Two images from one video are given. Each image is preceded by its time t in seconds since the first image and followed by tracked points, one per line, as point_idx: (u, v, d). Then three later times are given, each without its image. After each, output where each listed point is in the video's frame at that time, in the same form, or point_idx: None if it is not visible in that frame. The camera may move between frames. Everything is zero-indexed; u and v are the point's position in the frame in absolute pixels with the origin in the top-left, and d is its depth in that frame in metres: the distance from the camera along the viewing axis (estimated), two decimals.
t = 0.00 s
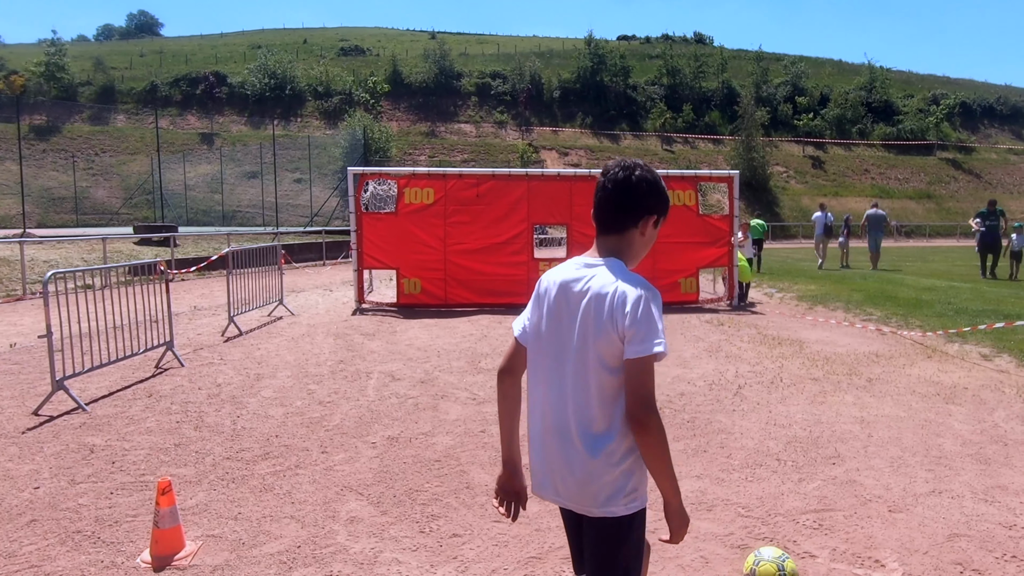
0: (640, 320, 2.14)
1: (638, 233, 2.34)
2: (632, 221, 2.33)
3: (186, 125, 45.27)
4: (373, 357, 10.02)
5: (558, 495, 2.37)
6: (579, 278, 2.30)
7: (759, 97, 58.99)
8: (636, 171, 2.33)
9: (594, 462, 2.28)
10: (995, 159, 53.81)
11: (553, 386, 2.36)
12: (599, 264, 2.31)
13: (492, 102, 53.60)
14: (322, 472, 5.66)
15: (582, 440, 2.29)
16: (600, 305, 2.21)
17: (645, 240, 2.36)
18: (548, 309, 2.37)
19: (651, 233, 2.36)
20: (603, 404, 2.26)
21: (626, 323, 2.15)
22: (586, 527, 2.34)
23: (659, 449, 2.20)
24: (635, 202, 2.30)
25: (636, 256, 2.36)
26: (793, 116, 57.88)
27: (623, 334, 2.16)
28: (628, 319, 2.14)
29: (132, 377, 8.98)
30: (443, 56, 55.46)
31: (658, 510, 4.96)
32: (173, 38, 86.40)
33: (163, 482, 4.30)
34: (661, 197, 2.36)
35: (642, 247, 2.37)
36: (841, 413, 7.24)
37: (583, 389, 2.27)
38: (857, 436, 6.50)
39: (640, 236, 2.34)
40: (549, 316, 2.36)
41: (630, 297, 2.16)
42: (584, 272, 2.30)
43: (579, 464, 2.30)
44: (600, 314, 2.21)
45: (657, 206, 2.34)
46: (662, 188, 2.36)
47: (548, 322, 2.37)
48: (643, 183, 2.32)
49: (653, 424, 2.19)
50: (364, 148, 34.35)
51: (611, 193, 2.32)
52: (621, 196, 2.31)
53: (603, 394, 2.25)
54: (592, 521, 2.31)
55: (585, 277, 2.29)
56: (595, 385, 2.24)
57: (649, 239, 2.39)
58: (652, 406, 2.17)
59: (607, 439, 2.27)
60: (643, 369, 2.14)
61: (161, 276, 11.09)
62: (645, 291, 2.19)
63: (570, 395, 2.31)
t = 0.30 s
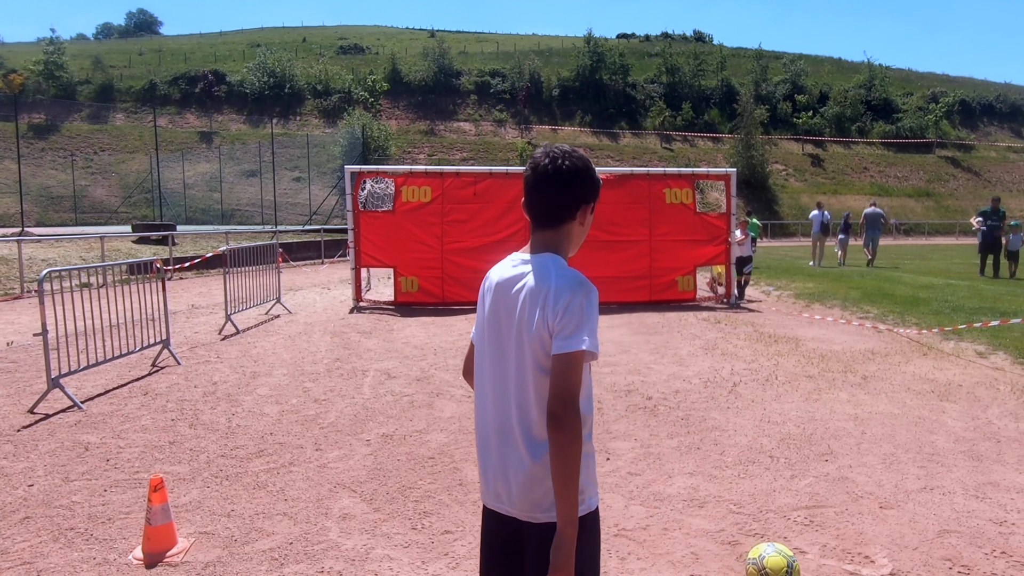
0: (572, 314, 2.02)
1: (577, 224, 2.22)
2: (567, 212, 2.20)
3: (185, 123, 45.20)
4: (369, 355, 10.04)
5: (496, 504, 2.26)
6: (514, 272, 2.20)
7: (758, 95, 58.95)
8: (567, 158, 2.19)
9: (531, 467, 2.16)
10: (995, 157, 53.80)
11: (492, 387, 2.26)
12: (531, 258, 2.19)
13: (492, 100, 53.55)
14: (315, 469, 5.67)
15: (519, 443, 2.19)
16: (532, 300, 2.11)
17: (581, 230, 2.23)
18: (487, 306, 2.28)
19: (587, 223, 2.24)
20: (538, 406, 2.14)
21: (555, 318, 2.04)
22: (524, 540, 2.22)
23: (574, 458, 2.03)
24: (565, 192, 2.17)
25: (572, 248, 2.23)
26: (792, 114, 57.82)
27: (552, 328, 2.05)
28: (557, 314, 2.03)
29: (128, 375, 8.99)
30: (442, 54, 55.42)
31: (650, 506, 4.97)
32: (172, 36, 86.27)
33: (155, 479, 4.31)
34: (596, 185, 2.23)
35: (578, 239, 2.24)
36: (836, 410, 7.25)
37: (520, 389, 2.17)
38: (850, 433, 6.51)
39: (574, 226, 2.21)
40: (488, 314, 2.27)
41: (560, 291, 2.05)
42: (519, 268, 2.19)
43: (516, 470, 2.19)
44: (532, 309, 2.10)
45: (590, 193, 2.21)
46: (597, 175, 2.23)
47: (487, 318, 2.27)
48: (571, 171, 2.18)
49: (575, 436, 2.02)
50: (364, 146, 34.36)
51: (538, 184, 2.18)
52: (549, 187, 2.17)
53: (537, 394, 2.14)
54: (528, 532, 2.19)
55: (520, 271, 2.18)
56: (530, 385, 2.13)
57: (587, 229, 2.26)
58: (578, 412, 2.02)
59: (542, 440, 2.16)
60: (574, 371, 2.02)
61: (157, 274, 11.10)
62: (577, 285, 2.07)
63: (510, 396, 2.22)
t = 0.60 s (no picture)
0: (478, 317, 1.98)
1: (474, 225, 2.18)
2: (464, 214, 2.16)
3: (197, 127, 45.43)
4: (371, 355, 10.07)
5: (394, 521, 2.14)
6: (411, 276, 2.11)
7: (768, 94, 58.72)
8: (464, 161, 2.17)
9: (436, 479, 2.07)
10: (1009, 155, 53.36)
11: (388, 399, 2.14)
12: (429, 261, 2.12)
13: (501, 101, 53.54)
14: (310, 469, 5.71)
15: (419, 454, 2.08)
16: (433, 305, 2.03)
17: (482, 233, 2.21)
18: (381, 314, 2.16)
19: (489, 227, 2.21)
20: (442, 415, 2.05)
21: (460, 321, 1.98)
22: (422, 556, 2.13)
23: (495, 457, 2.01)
24: (464, 194, 2.13)
25: (471, 250, 2.19)
26: (802, 113, 57.49)
27: (457, 333, 1.99)
28: (463, 316, 1.98)
29: (132, 377, 9.05)
30: (452, 56, 55.52)
31: (640, 505, 4.97)
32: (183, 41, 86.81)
33: (146, 479, 4.36)
34: (497, 189, 2.22)
35: (479, 242, 2.21)
36: (835, 409, 7.22)
37: (420, 399, 2.07)
38: (848, 432, 6.49)
39: (474, 227, 2.18)
40: (382, 324, 2.15)
41: (466, 294, 2.00)
42: (417, 271, 2.12)
43: (420, 486, 2.07)
44: (433, 314, 2.03)
45: (488, 195, 2.19)
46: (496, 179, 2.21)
47: (381, 328, 2.16)
48: (467, 172, 2.15)
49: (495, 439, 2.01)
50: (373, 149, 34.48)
51: (434, 187, 2.15)
52: (446, 188, 2.14)
53: (438, 399, 2.05)
54: (428, 545, 2.09)
55: (417, 276, 2.10)
56: (432, 393, 2.04)
57: (487, 231, 2.23)
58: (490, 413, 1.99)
59: (448, 451, 2.06)
60: (485, 374, 1.98)
61: (161, 276, 11.19)
62: (481, 286, 2.04)
63: (406, 406, 2.11)
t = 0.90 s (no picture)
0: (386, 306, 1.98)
1: (384, 211, 2.20)
2: (375, 201, 2.19)
3: (220, 122, 45.73)
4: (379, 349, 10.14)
5: (302, 516, 2.12)
6: (321, 265, 2.08)
7: (790, 89, 58.15)
8: (383, 149, 2.19)
9: (344, 471, 2.05)
10: None
11: (292, 390, 2.11)
12: (339, 247, 2.12)
13: (521, 96, 53.45)
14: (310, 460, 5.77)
15: (327, 444, 2.05)
16: (341, 293, 2.01)
17: (403, 219, 2.24)
18: (288, 303, 2.12)
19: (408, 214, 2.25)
20: (351, 403, 2.03)
21: (370, 309, 1.97)
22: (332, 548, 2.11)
23: (415, 442, 2.05)
24: (378, 181, 2.17)
25: (385, 237, 2.21)
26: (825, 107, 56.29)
27: (367, 321, 1.98)
28: (373, 304, 1.97)
29: (143, 368, 9.18)
30: (471, 50, 55.52)
31: (634, 500, 4.97)
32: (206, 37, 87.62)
33: (142, 468, 4.42)
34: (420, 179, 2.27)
35: (398, 228, 2.25)
36: (839, 406, 7.16)
37: (327, 388, 2.04)
38: (850, 429, 6.44)
39: (388, 215, 2.21)
40: (289, 313, 2.11)
41: (376, 280, 1.99)
42: (327, 259, 2.11)
43: (326, 474, 2.05)
44: (343, 302, 2.01)
45: (402, 182, 2.21)
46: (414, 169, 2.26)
47: (289, 316, 2.11)
48: (384, 160, 2.18)
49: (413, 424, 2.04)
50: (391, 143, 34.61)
51: (350, 174, 2.17)
52: (363, 176, 2.16)
53: (348, 390, 2.03)
54: (339, 540, 2.08)
55: (327, 263, 2.08)
56: (341, 383, 2.02)
57: (401, 219, 2.26)
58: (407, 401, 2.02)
59: (355, 441, 2.04)
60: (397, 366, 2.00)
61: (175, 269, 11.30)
62: (390, 273, 2.05)
63: (313, 397, 2.07)
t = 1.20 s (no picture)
0: (297, 314, 1.96)
1: (318, 214, 2.19)
2: (308, 204, 2.17)
3: (245, 117, 46.06)
4: (392, 342, 10.24)
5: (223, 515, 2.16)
6: (247, 267, 2.09)
7: (816, 86, 57.58)
8: (314, 147, 2.16)
9: (255, 475, 2.07)
10: None
11: (218, 392, 2.14)
12: (265, 249, 2.12)
13: (543, 92, 53.36)
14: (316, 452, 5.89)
15: (240, 448, 2.08)
16: (256, 299, 2.02)
17: (335, 216, 2.24)
18: (220, 303, 2.15)
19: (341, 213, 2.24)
20: (263, 410, 2.05)
21: (280, 318, 1.97)
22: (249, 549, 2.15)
23: (327, 456, 2.03)
24: (303, 182, 2.13)
25: (316, 239, 2.21)
26: (850, 105, 55.90)
27: (279, 332, 1.97)
28: (283, 313, 1.96)
29: (161, 359, 9.35)
30: (495, 46, 55.53)
31: (630, 497, 5.02)
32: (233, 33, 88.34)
33: (150, 455, 4.52)
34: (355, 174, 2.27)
35: (330, 226, 2.24)
36: (845, 407, 7.15)
37: (243, 390, 2.06)
38: (853, 430, 6.43)
39: (317, 213, 2.19)
40: (217, 313, 2.15)
41: (287, 292, 1.98)
42: (253, 261, 2.10)
43: (235, 475, 2.10)
44: (258, 308, 2.01)
45: (334, 182, 2.19)
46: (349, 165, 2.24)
47: (219, 317, 2.14)
48: (310, 158, 2.15)
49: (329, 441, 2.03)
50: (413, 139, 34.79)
51: (275, 172, 2.15)
52: (288, 176, 2.14)
53: (262, 396, 2.03)
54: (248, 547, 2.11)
55: (252, 265, 2.09)
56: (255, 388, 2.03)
57: (335, 218, 2.25)
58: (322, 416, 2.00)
59: (264, 447, 2.05)
60: (309, 378, 1.99)
61: (194, 262, 11.47)
62: (305, 282, 2.01)
63: (232, 402, 2.09)
